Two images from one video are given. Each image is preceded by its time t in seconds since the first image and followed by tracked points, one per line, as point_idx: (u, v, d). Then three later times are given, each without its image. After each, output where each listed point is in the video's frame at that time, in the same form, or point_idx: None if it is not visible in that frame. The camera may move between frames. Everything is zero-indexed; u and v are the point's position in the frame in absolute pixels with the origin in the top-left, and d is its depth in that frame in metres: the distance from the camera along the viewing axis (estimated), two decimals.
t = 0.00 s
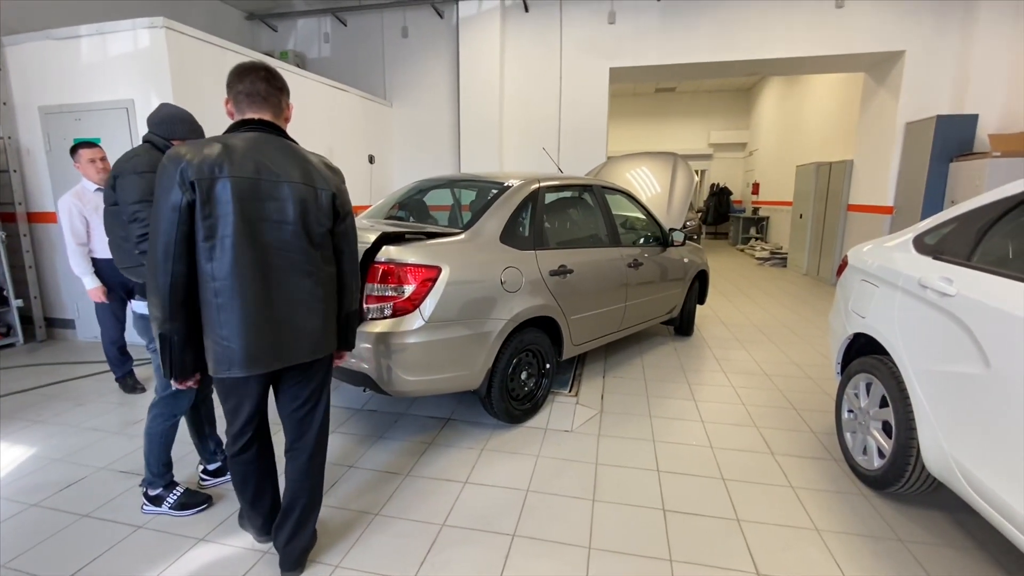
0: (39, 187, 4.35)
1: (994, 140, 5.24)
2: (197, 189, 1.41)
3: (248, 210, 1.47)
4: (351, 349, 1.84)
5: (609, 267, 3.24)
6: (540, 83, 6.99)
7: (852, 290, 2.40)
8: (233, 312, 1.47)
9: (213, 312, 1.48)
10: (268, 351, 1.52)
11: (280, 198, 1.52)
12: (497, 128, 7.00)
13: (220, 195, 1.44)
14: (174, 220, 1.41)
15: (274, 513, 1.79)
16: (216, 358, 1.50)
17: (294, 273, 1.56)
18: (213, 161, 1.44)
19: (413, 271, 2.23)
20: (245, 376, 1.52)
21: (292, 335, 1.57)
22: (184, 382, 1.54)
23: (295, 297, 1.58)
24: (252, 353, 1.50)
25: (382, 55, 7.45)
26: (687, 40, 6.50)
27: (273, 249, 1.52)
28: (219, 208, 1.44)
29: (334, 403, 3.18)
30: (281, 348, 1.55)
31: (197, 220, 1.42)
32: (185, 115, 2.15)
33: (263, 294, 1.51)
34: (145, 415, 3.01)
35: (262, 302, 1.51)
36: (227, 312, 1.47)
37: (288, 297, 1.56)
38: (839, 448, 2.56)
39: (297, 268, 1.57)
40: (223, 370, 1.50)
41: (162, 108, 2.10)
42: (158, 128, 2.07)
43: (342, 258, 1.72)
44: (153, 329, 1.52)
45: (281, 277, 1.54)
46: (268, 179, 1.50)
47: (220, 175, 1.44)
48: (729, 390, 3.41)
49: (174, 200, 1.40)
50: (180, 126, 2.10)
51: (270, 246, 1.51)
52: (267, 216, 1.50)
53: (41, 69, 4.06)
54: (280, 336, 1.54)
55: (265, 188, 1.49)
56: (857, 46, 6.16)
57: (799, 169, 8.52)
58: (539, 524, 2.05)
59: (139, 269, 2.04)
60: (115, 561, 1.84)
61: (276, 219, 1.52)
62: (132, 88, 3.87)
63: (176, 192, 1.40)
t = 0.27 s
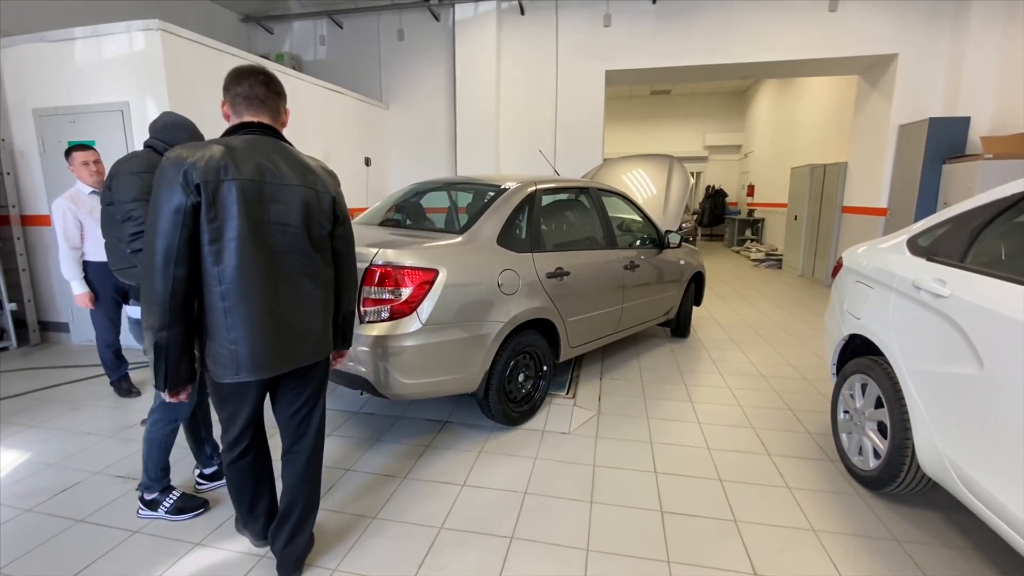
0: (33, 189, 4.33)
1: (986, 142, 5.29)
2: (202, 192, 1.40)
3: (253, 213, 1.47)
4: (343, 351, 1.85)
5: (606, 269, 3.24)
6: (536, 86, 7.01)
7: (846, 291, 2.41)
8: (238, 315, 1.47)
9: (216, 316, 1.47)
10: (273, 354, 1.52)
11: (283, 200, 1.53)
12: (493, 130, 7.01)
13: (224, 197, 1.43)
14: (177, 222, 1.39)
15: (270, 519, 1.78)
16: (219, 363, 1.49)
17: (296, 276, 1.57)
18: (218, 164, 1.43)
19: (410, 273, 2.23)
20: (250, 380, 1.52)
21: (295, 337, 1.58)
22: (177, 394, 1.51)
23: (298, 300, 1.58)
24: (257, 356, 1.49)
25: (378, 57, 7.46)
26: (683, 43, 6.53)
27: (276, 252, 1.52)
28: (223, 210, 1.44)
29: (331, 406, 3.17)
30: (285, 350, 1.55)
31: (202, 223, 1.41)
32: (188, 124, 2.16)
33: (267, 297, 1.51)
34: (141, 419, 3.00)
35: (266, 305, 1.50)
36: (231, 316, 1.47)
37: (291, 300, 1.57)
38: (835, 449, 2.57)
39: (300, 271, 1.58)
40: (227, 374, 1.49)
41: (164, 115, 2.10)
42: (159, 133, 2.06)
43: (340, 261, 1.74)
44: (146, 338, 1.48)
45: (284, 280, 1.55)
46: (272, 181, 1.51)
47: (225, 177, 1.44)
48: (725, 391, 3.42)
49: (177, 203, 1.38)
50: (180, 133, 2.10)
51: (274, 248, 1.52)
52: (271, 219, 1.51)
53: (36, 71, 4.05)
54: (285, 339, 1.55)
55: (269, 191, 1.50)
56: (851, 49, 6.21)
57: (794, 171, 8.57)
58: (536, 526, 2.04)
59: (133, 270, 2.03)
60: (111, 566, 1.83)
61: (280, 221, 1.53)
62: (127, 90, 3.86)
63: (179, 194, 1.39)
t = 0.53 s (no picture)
0: (29, 192, 4.31)
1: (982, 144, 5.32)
2: (201, 193, 1.40)
3: (252, 214, 1.47)
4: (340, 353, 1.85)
5: (603, 270, 3.25)
6: (534, 88, 7.03)
7: (843, 292, 2.42)
8: (236, 316, 1.47)
9: (214, 317, 1.46)
10: (272, 356, 1.52)
11: (282, 202, 1.53)
12: (491, 132, 7.02)
13: (223, 198, 1.43)
14: (175, 223, 1.38)
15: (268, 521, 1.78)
16: (218, 365, 1.48)
17: (295, 277, 1.57)
18: (217, 165, 1.43)
19: (408, 275, 2.23)
20: (248, 382, 1.51)
21: (294, 339, 1.58)
22: (174, 396, 1.50)
23: (296, 301, 1.58)
24: (256, 358, 1.49)
25: (376, 59, 7.46)
26: (679, 45, 6.55)
27: (275, 253, 1.52)
28: (223, 211, 1.43)
29: (329, 408, 3.17)
30: (284, 352, 1.55)
31: (200, 224, 1.41)
32: (181, 127, 2.17)
33: (266, 298, 1.51)
34: (137, 422, 2.99)
35: (265, 306, 1.50)
36: (230, 318, 1.46)
37: (290, 301, 1.57)
38: (832, 449, 2.58)
39: (299, 272, 1.58)
40: (225, 376, 1.49)
41: (155, 118, 2.11)
42: (153, 135, 2.07)
43: (338, 263, 1.74)
44: (143, 339, 1.47)
45: (283, 281, 1.55)
46: (271, 183, 1.51)
47: (224, 178, 1.43)
48: (723, 392, 3.44)
49: (176, 204, 1.38)
50: (174, 136, 2.11)
51: (273, 250, 1.52)
52: (270, 220, 1.51)
53: (32, 73, 4.03)
54: (283, 340, 1.55)
55: (268, 192, 1.50)
56: (847, 51, 6.24)
57: (791, 173, 8.59)
58: (537, 528, 2.04)
59: (128, 271, 2.02)
60: (108, 569, 1.82)
61: (279, 223, 1.53)
62: (123, 92, 3.85)
63: (178, 196, 1.38)
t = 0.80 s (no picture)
0: (27, 193, 4.30)
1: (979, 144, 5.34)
2: (195, 195, 1.40)
3: (247, 215, 1.47)
4: (339, 354, 1.85)
5: (602, 270, 3.25)
6: (532, 89, 7.03)
7: (842, 292, 2.42)
8: (232, 318, 1.46)
9: (210, 319, 1.46)
10: (268, 357, 1.52)
11: (278, 203, 1.53)
12: (490, 133, 7.02)
13: (218, 200, 1.43)
14: (170, 226, 1.39)
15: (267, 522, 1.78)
16: (214, 366, 1.48)
17: (291, 278, 1.57)
18: (212, 167, 1.44)
19: (407, 276, 2.23)
20: (245, 383, 1.51)
21: (291, 340, 1.57)
22: (172, 397, 1.50)
23: (293, 302, 1.58)
24: (252, 359, 1.49)
25: (375, 60, 7.46)
26: (677, 46, 6.57)
27: (271, 254, 1.52)
28: (218, 213, 1.43)
29: (328, 410, 3.16)
30: (280, 353, 1.55)
31: (196, 226, 1.41)
32: (178, 127, 2.15)
33: (262, 299, 1.50)
34: (136, 424, 2.98)
35: (261, 307, 1.50)
36: (226, 319, 1.46)
37: (286, 302, 1.57)
38: (831, 449, 2.58)
39: (295, 273, 1.58)
40: (221, 377, 1.49)
41: (154, 118, 2.10)
42: (149, 135, 2.06)
43: (335, 264, 1.74)
44: (141, 341, 1.47)
45: (279, 282, 1.55)
46: (266, 184, 1.51)
47: (219, 180, 1.43)
48: (722, 392, 3.44)
49: (171, 206, 1.38)
50: (172, 136, 2.09)
51: (268, 251, 1.52)
52: (266, 221, 1.51)
53: (31, 75, 4.03)
54: (279, 341, 1.55)
55: (263, 193, 1.50)
56: (845, 52, 6.26)
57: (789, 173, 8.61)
58: (537, 528, 2.04)
59: (126, 272, 2.02)
60: (107, 572, 1.81)
61: (275, 224, 1.53)
62: (122, 94, 3.85)
63: (173, 198, 1.38)
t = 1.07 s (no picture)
0: (26, 194, 4.30)
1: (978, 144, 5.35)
2: (195, 196, 1.41)
3: (246, 216, 1.47)
4: (339, 355, 1.85)
5: (602, 271, 3.26)
6: (532, 90, 7.04)
7: (841, 292, 2.43)
8: (231, 319, 1.47)
9: (209, 319, 1.47)
10: (268, 358, 1.52)
11: (277, 204, 1.53)
12: (489, 133, 7.02)
13: (217, 201, 1.43)
14: (170, 227, 1.39)
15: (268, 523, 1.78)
16: (214, 366, 1.49)
17: (291, 279, 1.58)
18: (212, 168, 1.44)
19: (407, 277, 2.23)
20: (244, 383, 1.52)
21: (290, 341, 1.58)
22: (172, 397, 1.51)
23: (292, 303, 1.58)
24: (252, 360, 1.49)
25: (374, 61, 7.46)
26: (677, 47, 6.58)
27: (271, 255, 1.52)
28: (217, 214, 1.44)
29: (329, 411, 3.16)
30: (280, 354, 1.55)
31: (195, 227, 1.42)
32: (182, 131, 2.16)
33: (261, 300, 1.51)
34: (136, 425, 2.98)
35: (260, 308, 1.51)
36: (226, 319, 1.47)
37: (286, 303, 1.57)
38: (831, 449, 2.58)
39: (294, 274, 1.58)
40: (221, 377, 1.49)
41: (157, 121, 2.10)
42: (153, 137, 2.06)
43: (334, 265, 1.74)
44: (141, 341, 1.48)
45: (279, 283, 1.55)
46: (265, 185, 1.51)
47: (218, 181, 1.44)
48: (722, 392, 3.44)
49: (171, 208, 1.39)
50: (173, 138, 2.10)
51: (268, 252, 1.52)
52: (265, 222, 1.51)
53: (31, 76, 4.03)
54: (279, 342, 1.55)
55: (262, 195, 1.50)
56: (844, 53, 6.26)
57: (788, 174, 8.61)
58: (537, 529, 2.05)
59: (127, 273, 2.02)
60: (108, 572, 1.81)
61: (274, 224, 1.53)
62: (121, 95, 3.85)
63: (173, 199, 1.39)
